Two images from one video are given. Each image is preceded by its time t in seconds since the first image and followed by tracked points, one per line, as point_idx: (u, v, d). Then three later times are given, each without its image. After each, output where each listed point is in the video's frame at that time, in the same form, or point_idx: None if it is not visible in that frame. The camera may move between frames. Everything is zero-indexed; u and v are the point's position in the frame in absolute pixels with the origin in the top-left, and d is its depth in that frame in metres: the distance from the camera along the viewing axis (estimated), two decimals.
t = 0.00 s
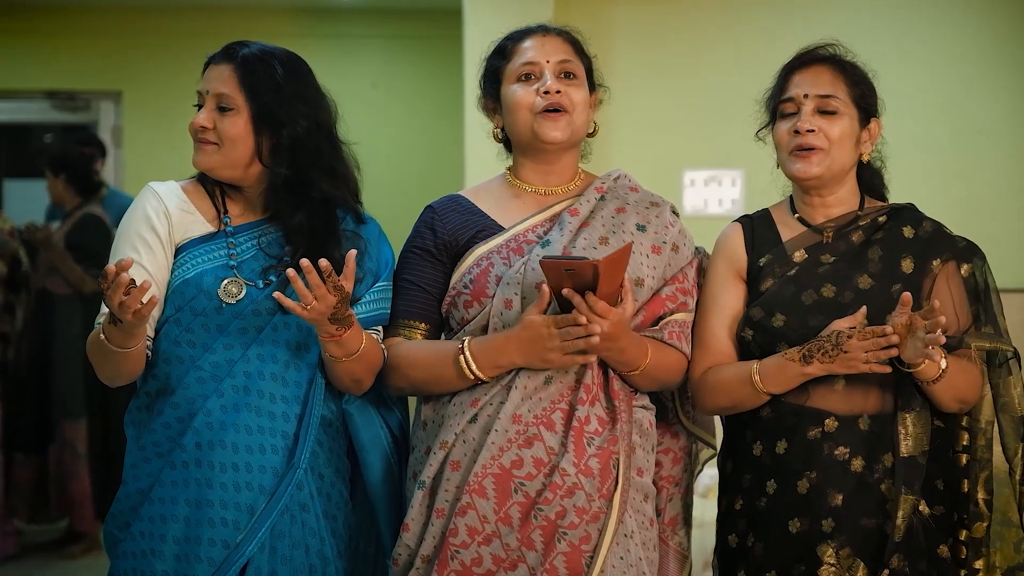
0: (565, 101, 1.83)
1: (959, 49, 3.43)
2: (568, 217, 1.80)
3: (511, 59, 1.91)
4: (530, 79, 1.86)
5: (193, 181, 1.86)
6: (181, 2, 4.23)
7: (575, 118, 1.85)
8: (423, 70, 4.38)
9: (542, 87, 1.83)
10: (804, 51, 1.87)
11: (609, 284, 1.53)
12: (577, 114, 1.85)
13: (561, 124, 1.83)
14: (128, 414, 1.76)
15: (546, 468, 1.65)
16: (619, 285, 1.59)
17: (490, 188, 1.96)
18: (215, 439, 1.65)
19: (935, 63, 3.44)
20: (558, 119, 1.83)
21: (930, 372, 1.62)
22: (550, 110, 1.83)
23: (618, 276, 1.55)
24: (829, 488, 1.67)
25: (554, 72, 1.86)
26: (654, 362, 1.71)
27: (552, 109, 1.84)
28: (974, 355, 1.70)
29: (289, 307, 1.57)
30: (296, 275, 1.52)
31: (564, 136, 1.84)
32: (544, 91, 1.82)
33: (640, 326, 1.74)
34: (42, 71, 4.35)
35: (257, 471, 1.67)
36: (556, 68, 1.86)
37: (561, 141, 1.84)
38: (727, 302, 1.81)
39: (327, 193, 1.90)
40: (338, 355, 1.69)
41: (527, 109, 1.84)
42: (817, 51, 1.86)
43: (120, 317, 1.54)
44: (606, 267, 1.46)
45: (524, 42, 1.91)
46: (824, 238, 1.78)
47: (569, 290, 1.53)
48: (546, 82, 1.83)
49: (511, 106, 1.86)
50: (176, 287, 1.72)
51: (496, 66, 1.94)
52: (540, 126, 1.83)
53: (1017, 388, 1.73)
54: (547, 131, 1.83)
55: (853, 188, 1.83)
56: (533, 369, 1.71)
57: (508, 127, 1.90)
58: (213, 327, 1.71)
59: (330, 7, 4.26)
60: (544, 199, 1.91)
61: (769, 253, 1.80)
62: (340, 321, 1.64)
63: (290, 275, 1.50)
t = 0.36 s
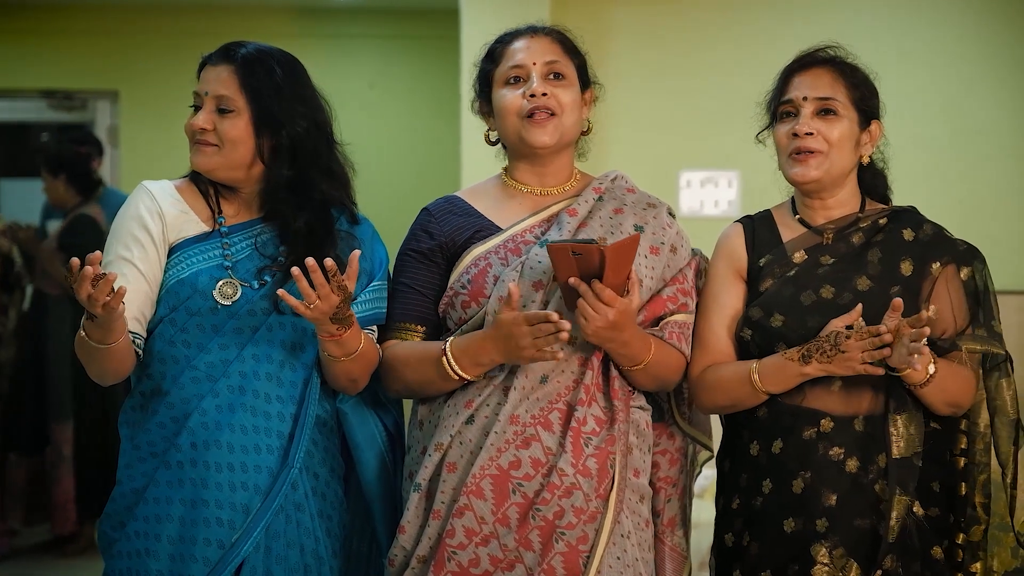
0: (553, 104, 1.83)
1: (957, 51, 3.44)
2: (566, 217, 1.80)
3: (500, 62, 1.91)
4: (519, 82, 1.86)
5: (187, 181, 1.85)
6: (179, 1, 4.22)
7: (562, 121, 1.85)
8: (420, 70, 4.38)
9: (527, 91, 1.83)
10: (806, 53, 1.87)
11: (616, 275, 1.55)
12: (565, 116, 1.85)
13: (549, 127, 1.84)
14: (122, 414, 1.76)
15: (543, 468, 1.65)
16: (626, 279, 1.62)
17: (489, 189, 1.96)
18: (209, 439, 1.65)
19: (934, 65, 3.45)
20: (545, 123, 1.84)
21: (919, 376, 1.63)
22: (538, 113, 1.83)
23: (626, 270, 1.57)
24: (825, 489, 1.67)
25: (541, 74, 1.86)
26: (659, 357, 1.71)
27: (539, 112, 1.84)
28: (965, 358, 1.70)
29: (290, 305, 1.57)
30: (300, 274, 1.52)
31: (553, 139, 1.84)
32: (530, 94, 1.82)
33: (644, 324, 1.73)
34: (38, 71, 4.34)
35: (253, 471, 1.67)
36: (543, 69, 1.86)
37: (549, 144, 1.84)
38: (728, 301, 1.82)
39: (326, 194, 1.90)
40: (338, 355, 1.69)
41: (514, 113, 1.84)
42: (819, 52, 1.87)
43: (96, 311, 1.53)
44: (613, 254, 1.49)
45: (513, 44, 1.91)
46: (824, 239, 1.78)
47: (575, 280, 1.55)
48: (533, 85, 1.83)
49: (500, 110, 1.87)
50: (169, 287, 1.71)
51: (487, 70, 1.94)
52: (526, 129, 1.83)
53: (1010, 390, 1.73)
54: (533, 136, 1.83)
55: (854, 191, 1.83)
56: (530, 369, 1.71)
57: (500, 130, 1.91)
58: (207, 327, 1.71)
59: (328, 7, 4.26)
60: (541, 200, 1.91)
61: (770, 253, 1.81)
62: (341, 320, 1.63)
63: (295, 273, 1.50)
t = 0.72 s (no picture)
0: (546, 112, 1.83)
1: (954, 52, 3.45)
2: (562, 216, 1.79)
3: (496, 65, 1.91)
4: (513, 88, 1.86)
5: (185, 181, 1.84)
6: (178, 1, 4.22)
7: (557, 126, 1.85)
8: (418, 70, 4.38)
9: (519, 99, 1.83)
10: (803, 55, 1.88)
11: (586, 289, 1.57)
12: (558, 122, 1.85)
13: (541, 134, 1.84)
14: (121, 413, 1.75)
15: (539, 468, 1.65)
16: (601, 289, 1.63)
17: (488, 189, 1.96)
18: (209, 438, 1.65)
19: (931, 66, 3.45)
20: (537, 131, 1.84)
21: (890, 387, 1.63)
22: (530, 120, 1.84)
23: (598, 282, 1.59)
24: (824, 490, 1.67)
25: (534, 80, 1.85)
26: (645, 365, 1.71)
27: (531, 121, 1.84)
28: (949, 361, 1.70)
29: (288, 306, 1.57)
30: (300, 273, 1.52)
31: (544, 147, 1.84)
32: (522, 103, 1.82)
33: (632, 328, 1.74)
34: (35, 70, 4.33)
35: (252, 470, 1.67)
36: (536, 75, 1.85)
37: (540, 152, 1.84)
38: (729, 302, 1.82)
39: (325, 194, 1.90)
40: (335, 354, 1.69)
41: (506, 121, 1.85)
42: (815, 54, 1.87)
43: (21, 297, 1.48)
44: (578, 269, 1.50)
45: (510, 47, 1.90)
46: (825, 241, 1.79)
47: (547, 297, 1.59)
48: (525, 94, 1.83)
49: (492, 115, 1.87)
50: (169, 286, 1.71)
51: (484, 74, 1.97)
52: (518, 136, 1.85)
53: (1003, 392, 1.72)
54: (524, 143, 1.84)
55: (854, 193, 1.83)
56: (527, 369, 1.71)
57: (495, 132, 1.92)
58: (207, 327, 1.71)
59: (327, 7, 4.27)
60: (538, 200, 1.91)
61: (770, 255, 1.81)
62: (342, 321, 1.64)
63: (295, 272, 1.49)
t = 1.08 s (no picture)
0: (544, 110, 1.84)
1: (952, 52, 3.45)
2: (567, 217, 1.79)
3: (496, 65, 1.91)
4: (512, 87, 1.87)
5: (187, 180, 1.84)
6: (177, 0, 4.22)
7: (557, 123, 1.85)
8: (417, 69, 4.38)
9: (517, 97, 1.83)
10: (800, 53, 1.88)
11: (615, 275, 1.58)
12: (558, 121, 1.85)
13: (541, 133, 1.84)
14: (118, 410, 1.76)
15: (538, 468, 1.65)
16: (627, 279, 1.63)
17: (489, 187, 1.96)
18: (197, 435, 1.65)
19: (929, 66, 3.46)
20: (537, 130, 1.84)
21: (881, 389, 1.65)
22: (529, 119, 1.84)
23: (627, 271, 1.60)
24: (820, 490, 1.67)
25: (532, 78, 1.85)
26: (655, 359, 1.71)
27: (530, 119, 1.85)
28: (945, 363, 1.70)
29: (263, 298, 1.56)
30: (270, 266, 1.52)
31: (545, 146, 1.84)
32: (519, 101, 1.83)
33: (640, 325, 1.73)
34: (33, 70, 4.32)
35: (241, 467, 1.67)
36: (535, 73, 1.86)
37: (542, 151, 1.85)
38: (727, 302, 1.82)
39: (326, 193, 1.90)
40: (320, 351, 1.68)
41: (506, 120, 1.85)
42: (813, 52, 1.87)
43: None
44: (612, 251, 1.52)
45: (508, 47, 1.91)
46: (823, 241, 1.79)
47: (575, 277, 1.59)
48: (523, 91, 1.83)
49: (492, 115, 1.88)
50: (165, 280, 1.72)
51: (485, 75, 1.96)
52: (519, 136, 1.84)
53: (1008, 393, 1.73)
54: (525, 142, 1.84)
55: (853, 192, 1.84)
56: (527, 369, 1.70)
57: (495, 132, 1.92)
58: (200, 323, 1.70)
59: (326, 7, 4.27)
60: (542, 199, 1.91)
61: (769, 255, 1.81)
62: (322, 317, 1.62)
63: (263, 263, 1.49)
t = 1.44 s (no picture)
0: (543, 114, 1.84)
1: (951, 52, 3.45)
2: (569, 216, 1.80)
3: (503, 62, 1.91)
4: (516, 87, 1.87)
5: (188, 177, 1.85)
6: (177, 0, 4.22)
7: (553, 128, 1.85)
8: (417, 69, 4.38)
9: (518, 100, 1.83)
10: (789, 55, 1.87)
11: (602, 292, 1.55)
12: (558, 124, 1.85)
13: (538, 137, 1.85)
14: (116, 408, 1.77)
15: (540, 465, 1.65)
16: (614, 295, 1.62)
17: (489, 184, 1.96)
18: (189, 433, 1.65)
19: (928, 65, 3.46)
20: (534, 134, 1.85)
21: (880, 385, 1.65)
22: (528, 123, 1.85)
23: (614, 289, 1.58)
24: (816, 488, 1.67)
25: (535, 81, 1.85)
26: (649, 368, 1.71)
27: (530, 122, 1.85)
28: (943, 363, 1.71)
29: (251, 299, 1.54)
30: (254, 267, 1.51)
31: (541, 149, 1.85)
32: (520, 104, 1.83)
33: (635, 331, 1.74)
34: (33, 70, 4.32)
35: (232, 466, 1.66)
36: (539, 76, 1.85)
37: (537, 154, 1.85)
38: (725, 301, 1.82)
39: (324, 192, 1.90)
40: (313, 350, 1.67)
41: (507, 121, 1.86)
42: (801, 53, 1.86)
43: None
44: (596, 275, 1.48)
45: (517, 46, 1.89)
46: (820, 240, 1.79)
47: (562, 296, 1.57)
48: (523, 94, 1.83)
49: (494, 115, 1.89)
50: (160, 280, 1.72)
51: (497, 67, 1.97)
52: (515, 139, 1.86)
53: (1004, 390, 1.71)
54: (521, 146, 1.85)
55: (852, 191, 1.84)
56: (528, 367, 1.71)
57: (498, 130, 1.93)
58: (195, 322, 1.70)
59: (326, 7, 4.28)
60: (544, 198, 1.91)
61: (767, 254, 1.81)
62: (312, 316, 1.61)
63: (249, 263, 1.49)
